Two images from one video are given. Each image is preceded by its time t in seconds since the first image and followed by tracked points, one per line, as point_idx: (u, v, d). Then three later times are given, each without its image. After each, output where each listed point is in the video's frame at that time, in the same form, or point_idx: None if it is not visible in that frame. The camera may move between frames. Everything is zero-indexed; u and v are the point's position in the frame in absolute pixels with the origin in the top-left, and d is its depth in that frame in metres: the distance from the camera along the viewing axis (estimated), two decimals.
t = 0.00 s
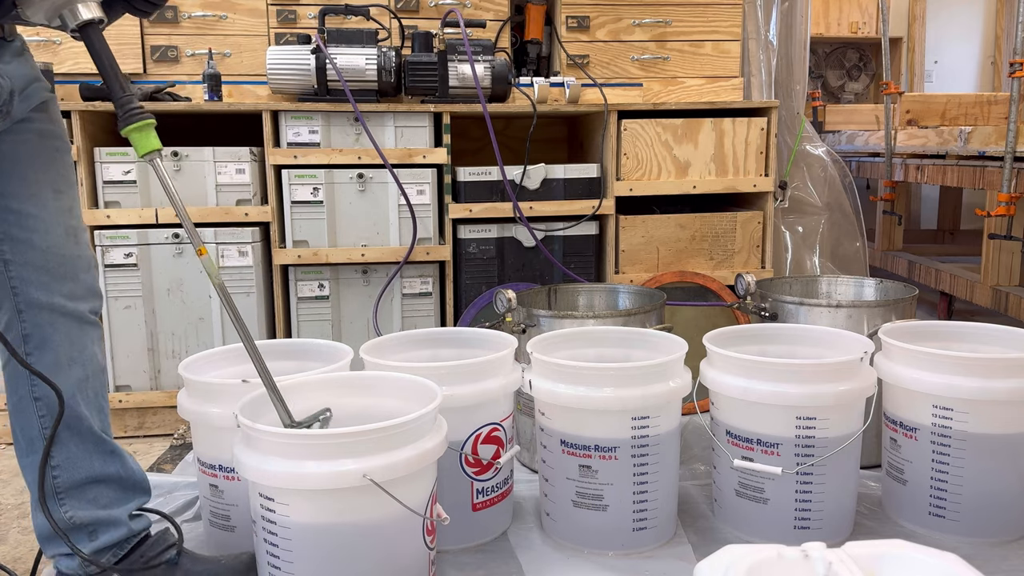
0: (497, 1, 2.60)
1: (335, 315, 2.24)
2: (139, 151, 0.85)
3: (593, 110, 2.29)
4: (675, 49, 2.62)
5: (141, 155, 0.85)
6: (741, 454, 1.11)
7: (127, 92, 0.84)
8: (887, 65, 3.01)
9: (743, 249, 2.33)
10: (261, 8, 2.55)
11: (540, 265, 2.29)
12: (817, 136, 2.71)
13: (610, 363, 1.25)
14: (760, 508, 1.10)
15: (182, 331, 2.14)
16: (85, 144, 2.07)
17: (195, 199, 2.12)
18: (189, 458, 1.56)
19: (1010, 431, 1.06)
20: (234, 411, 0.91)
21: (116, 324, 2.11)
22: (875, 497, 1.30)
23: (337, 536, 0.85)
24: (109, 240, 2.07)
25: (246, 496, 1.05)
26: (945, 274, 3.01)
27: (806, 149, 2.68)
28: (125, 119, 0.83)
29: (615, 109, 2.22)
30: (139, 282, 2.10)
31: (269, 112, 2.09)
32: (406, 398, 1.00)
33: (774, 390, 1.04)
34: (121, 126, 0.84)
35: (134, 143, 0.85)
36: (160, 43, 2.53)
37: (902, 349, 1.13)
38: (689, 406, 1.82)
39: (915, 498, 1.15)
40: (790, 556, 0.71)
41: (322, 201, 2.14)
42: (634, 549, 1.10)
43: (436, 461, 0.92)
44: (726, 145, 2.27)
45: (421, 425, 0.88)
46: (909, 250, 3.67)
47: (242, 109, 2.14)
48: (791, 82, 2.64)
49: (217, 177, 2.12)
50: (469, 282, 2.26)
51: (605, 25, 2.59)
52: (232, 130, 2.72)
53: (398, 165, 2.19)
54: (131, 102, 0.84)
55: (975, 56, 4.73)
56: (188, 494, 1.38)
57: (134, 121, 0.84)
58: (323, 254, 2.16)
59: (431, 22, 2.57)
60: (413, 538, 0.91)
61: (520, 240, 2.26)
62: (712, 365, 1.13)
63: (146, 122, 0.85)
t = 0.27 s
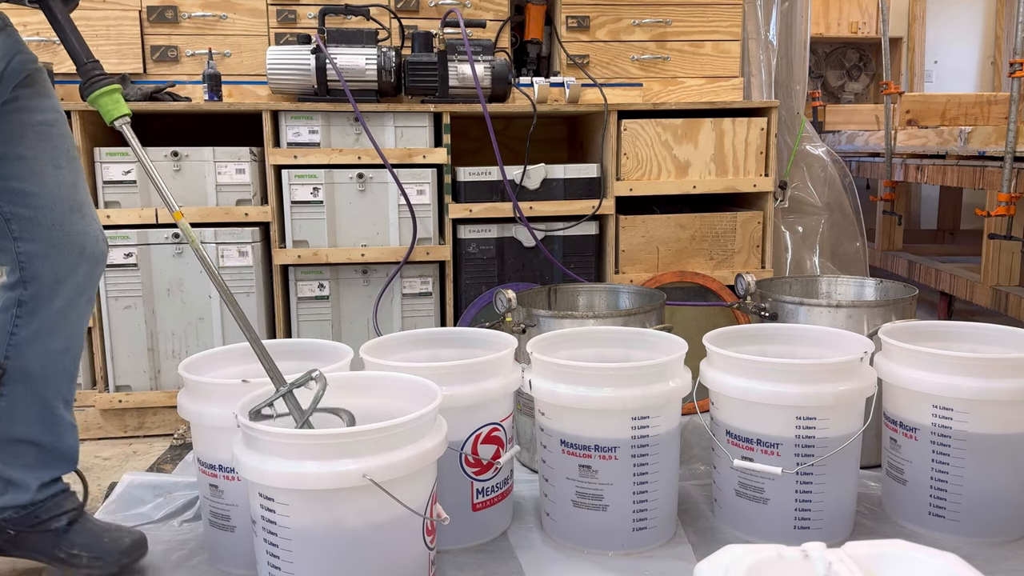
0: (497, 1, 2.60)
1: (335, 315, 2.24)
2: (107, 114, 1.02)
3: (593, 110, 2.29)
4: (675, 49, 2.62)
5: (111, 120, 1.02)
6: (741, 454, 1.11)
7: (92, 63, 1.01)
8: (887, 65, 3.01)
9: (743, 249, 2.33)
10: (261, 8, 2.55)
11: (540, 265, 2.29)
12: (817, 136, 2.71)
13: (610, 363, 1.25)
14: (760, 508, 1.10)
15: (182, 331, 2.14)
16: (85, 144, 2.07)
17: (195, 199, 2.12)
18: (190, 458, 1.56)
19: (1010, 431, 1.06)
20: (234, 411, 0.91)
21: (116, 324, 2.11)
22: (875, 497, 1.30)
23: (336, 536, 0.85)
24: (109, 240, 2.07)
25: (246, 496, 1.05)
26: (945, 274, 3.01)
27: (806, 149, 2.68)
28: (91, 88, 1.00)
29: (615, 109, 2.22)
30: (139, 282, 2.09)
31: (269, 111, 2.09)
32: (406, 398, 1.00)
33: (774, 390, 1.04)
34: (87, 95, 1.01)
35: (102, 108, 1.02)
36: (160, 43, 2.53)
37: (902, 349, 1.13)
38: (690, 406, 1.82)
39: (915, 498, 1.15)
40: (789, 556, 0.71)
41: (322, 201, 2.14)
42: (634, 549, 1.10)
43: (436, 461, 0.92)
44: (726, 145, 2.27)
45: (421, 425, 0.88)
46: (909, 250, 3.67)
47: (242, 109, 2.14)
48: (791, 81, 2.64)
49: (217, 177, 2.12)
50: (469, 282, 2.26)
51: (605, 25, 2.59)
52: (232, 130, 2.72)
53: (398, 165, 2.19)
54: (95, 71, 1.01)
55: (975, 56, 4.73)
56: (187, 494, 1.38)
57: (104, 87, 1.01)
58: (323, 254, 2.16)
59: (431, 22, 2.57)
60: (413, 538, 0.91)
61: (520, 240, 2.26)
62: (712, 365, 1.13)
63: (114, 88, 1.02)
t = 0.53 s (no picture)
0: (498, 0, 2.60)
1: (335, 315, 2.24)
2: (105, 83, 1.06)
3: (593, 110, 2.29)
4: (675, 49, 2.62)
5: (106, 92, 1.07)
6: (741, 454, 1.11)
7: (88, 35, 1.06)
8: (887, 65, 3.00)
9: (743, 249, 2.33)
10: (261, 8, 2.55)
11: (540, 265, 2.29)
12: (816, 136, 2.71)
13: (610, 363, 1.25)
14: (760, 508, 1.10)
15: (182, 331, 2.14)
16: (85, 144, 2.07)
17: (195, 199, 2.12)
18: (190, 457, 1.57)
19: (1010, 431, 1.06)
20: (234, 411, 0.91)
21: (116, 324, 2.11)
22: (875, 497, 1.30)
23: (336, 537, 0.85)
24: (109, 240, 2.07)
25: (246, 496, 1.05)
26: (945, 274, 3.01)
27: (806, 149, 2.68)
28: (86, 61, 1.06)
29: (615, 109, 2.22)
30: (139, 282, 2.09)
31: (269, 111, 2.09)
32: (406, 398, 1.00)
33: (774, 390, 1.04)
34: (83, 64, 1.06)
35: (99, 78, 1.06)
36: (160, 43, 2.53)
37: (902, 349, 1.13)
38: (689, 406, 1.82)
39: (915, 498, 1.15)
40: (790, 555, 0.71)
41: (322, 201, 2.14)
42: (634, 549, 1.10)
43: (436, 461, 0.92)
44: (726, 145, 2.27)
45: (420, 425, 0.88)
46: (909, 250, 3.67)
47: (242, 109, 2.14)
48: (791, 81, 2.65)
49: (217, 177, 2.12)
50: (469, 282, 2.26)
51: (605, 25, 2.59)
52: (232, 130, 2.72)
53: (398, 165, 2.19)
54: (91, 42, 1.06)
55: (975, 56, 4.73)
56: (188, 494, 1.38)
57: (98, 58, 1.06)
58: (323, 254, 2.16)
59: (431, 22, 2.57)
60: (413, 538, 0.91)
61: (520, 240, 2.26)
62: (712, 365, 1.13)
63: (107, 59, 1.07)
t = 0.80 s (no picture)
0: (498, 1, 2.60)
1: (335, 315, 2.24)
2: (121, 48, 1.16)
3: (593, 110, 2.28)
4: (675, 49, 2.62)
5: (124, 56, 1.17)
6: (741, 454, 1.11)
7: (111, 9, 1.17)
8: (887, 65, 3.00)
9: (743, 249, 2.33)
10: (261, 8, 2.55)
11: (540, 265, 2.29)
12: (817, 136, 2.71)
13: (610, 363, 1.25)
14: (760, 508, 1.10)
15: (183, 331, 2.14)
16: (85, 143, 2.06)
17: (195, 199, 2.12)
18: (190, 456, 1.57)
19: (1010, 431, 1.06)
20: (234, 411, 0.91)
21: (116, 324, 2.11)
22: (875, 497, 1.30)
23: (336, 537, 0.85)
24: (109, 240, 2.07)
25: (246, 496, 1.05)
26: (945, 274, 3.01)
27: (806, 149, 2.68)
28: (108, 26, 1.16)
29: (615, 109, 2.22)
30: (139, 282, 2.09)
31: (269, 111, 2.09)
32: (406, 398, 1.00)
33: (774, 390, 1.04)
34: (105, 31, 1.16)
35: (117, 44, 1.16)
36: (160, 43, 2.53)
37: (902, 349, 1.13)
38: (690, 406, 1.82)
39: (915, 498, 1.15)
40: (790, 555, 0.71)
41: (322, 202, 2.14)
42: (634, 549, 1.10)
43: (436, 461, 0.92)
44: (726, 145, 2.27)
45: (420, 425, 0.88)
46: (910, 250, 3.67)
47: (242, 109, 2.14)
48: (791, 81, 2.64)
49: (217, 177, 2.12)
50: (469, 282, 2.27)
51: (605, 25, 2.59)
52: (232, 130, 2.72)
53: (398, 165, 2.19)
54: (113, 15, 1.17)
55: (975, 56, 4.73)
56: (188, 494, 1.38)
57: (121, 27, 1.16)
58: (323, 254, 2.16)
59: (431, 22, 2.57)
60: (413, 538, 0.91)
61: (520, 240, 2.26)
62: (712, 365, 1.13)
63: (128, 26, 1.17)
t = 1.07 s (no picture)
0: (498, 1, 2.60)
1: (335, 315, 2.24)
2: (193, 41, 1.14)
3: (593, 110, 2.28)
4: (675, 49, 2.62)
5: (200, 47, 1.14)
6: (741, 454, 1.11)
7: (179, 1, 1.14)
8: (887, 65, 3.00)
9: (743, 249, 2.33)
10: (261, 8, 2.55)
11: (540, 265, 2.29)
12: (816, 136, 2.71)
13: (611, 363, 1.25)
14: (760, 508, 1.10)
15: (183, 331, 2.14)
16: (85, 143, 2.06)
17: (195, 199, 2.12)
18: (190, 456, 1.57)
19: (1010, 431, 1.06)
20: (234, 411, 0.91)
21: (116, 324, 2.11)
22: (875, 497, 1.30)
23: (336, 537, 0.85)
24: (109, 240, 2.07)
25: (246, 496, 1.05)
26: (945, 274, 3.01)
27: (806, 149, 2.68)
28: (181, 21, 1.14)
29: (615, 109, 2.22)
30: (139, 282, 2.09)
31: (269, 111, 2.09)
32: (406, 398, 1.00)
33: (774, 390, 1.04)
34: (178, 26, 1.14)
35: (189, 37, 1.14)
36: (160, 43, 2.53)
37: (902, 349, 1.13)
38: (690, 406, 1.82)
39: (915, 498, 1.15)
40: (790, 556, 0.71)
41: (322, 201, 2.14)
42: (634, 549, 1.10)
43: (436, 461, 0.92)
44: (726, 145, 2.27)
45: (420, 424, 0.88)
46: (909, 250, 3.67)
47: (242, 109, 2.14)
48: (791, 81, 2.64)
49: (217, 177, 2.12)
50: (469, 282, 2.27)
51: (605, 25, 2.59)
52: (232, 130, 2.72)
53: (398, 165, 2.19)
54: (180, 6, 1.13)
55: (975, 56, 4.73)
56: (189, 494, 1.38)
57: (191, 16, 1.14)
58: (323, 254, 2.16)
59: (431, 22, 2.57)
60: (413, 538, 0.91)
61: (520, 240, 2.26)
62: (712, 365, 1.13)
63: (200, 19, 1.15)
